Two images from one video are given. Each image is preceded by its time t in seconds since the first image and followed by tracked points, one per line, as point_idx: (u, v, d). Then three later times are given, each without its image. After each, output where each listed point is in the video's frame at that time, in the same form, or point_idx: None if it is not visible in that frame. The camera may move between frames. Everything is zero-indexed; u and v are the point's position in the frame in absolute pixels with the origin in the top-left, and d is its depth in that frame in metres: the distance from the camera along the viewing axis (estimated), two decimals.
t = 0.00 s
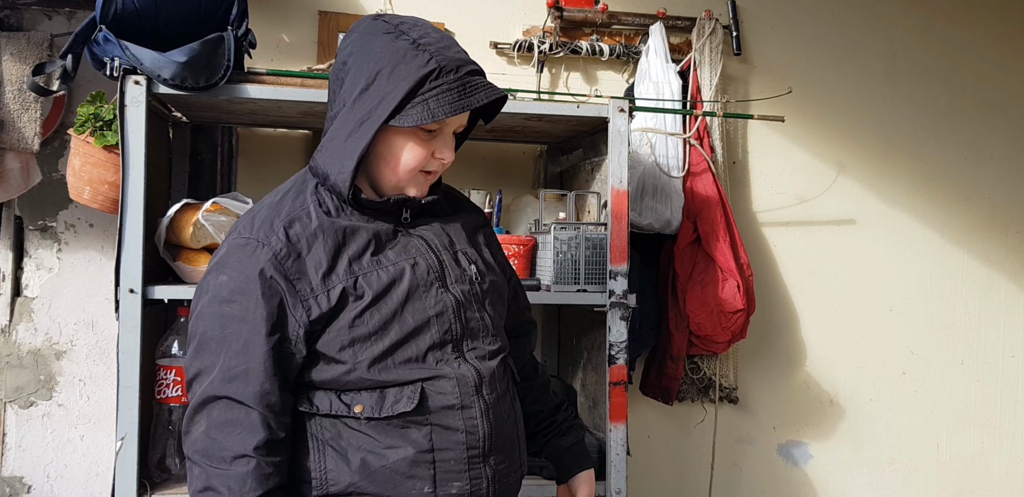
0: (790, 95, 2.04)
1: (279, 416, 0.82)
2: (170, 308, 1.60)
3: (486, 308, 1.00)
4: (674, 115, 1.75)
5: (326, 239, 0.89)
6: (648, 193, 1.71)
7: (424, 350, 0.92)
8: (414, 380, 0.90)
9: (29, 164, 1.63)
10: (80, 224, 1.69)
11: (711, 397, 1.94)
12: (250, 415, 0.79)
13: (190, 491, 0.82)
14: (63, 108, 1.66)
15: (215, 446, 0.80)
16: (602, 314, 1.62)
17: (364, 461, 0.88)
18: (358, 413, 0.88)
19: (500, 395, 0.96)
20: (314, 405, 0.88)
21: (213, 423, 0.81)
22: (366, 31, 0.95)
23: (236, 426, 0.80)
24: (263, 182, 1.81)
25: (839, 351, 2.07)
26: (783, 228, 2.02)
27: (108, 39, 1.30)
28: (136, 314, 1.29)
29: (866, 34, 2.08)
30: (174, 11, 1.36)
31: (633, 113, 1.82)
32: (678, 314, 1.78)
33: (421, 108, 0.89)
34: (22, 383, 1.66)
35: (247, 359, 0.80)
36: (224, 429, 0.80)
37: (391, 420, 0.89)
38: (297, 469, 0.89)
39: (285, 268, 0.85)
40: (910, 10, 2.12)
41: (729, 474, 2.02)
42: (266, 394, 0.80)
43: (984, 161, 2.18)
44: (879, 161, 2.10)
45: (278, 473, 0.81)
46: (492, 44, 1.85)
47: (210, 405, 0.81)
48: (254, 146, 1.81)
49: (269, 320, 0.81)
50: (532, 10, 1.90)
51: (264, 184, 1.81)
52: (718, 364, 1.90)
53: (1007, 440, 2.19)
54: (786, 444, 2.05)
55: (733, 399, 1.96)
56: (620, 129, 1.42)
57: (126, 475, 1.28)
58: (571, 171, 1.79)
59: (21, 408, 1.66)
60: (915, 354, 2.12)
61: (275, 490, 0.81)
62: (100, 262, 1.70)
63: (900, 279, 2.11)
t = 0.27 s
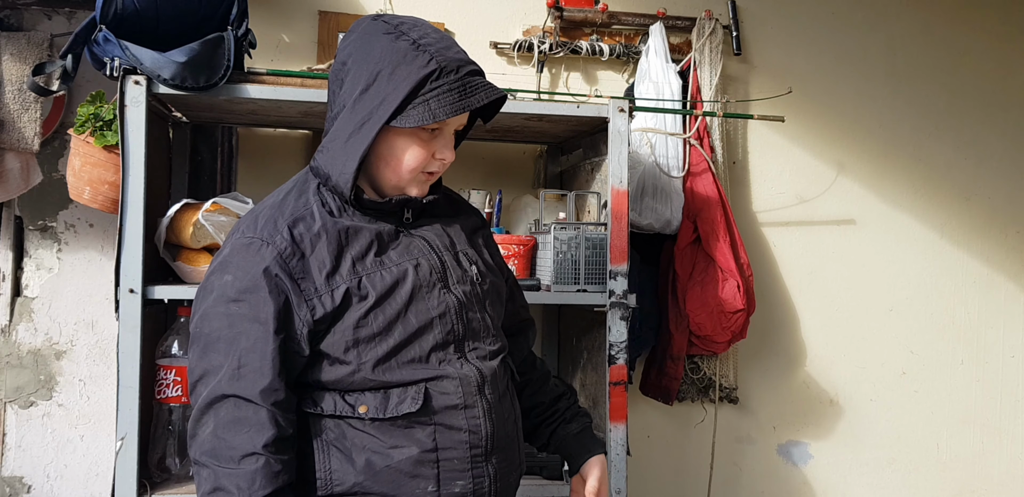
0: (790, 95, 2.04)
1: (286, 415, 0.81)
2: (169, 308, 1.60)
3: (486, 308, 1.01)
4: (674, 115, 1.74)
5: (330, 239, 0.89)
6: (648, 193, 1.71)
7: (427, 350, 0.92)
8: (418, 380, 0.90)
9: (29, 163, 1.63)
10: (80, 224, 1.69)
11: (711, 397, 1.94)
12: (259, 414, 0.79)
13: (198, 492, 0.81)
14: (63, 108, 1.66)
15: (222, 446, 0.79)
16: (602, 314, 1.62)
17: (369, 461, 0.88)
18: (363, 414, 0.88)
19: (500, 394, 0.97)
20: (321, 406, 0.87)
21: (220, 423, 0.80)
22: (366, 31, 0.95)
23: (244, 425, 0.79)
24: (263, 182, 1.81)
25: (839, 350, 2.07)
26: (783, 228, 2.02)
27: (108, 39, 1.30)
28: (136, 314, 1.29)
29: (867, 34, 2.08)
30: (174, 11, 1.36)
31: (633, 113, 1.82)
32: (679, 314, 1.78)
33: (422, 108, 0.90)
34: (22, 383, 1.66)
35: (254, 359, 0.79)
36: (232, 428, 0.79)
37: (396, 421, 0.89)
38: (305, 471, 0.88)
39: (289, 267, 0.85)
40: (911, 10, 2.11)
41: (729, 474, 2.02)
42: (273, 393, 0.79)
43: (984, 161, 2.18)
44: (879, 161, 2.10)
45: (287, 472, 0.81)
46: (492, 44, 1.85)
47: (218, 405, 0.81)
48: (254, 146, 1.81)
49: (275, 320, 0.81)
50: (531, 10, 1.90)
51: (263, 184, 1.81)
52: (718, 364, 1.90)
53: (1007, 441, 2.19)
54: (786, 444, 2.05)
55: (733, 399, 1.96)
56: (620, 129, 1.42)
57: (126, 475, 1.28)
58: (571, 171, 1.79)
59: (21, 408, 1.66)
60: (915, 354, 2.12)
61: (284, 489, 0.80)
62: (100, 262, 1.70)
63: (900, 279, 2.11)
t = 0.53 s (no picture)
0: (790, 95, 2.04)
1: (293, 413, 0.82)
2: (169, 308, 1.60)
3: (490, 306, 1.01)
4: (674, 115, 1.74)
5: (336, 237, 0.90)
6: (648, 193, 1.71)
7: (436, 349, 0.92)
8: (426, 379, 0.91)
9: (29, 163, 1.63)
10: (80, 224, 1.69)
11: (711, 397, 1.94)
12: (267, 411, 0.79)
13: (202, 490, 0.81)
14: (63, 108, 1.66)
15: (228, 442, 0.79)
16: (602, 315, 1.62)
17: (379, 460, 0.88)
18: (375, 415, 0.88)
19: (505, 394, 0.98)
20: (332, 407, 0.87)
21: (226, 420, 0.80)
22: (359, 25, 0.95)
23: (251, 422, 0.79)
24: (263, 182, 1.81)
25: (839, 350, 2.07)
26: (783, 228, 2.02)
27: (108, 39, 1.30)
28: (136, 314, 1.29)
29: (867, 34, 2.08)
30: (174, 11, 1.36)
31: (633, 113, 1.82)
32: (678, 315, 1.77)
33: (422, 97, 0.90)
34: (22, 383, 1.66)
35: (264, 356, 0.79)
36: (238, 425, 0.79)
37: (405, 421, 0.90)
38: (313, 469, 0.88)
39: (297, 264, 0.85)
40: (911, 10, 2.11)
41: (729, 474, 2.02)
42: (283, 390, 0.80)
43: (984, 161, 2.18)
44: (879, 161, 2.10)
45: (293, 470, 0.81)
46: (492, 44, 1.85)
47: (224, 402, 0.81)
48: (254, 147, 1.81)
49: (285, 316, 0.81)
50: (531, 10, 1.90)
51: (263, 184, 1.81)
52: (718, 364, 1.91)
53: (1006, 441, 2.19)
54: (786, 444, 2.05)
55: (733, 399, 1.96)
56: (620, 129, 1.42)
57: (126, 475, 1.28)
58: (571, 171, 1.79)
59: (21, 408, 1.66)
60: (915, 354, 2.12)
61: (286, 489, 0.80)
62: (100, 262, 1.70)
63: (900, 279, 2.11)
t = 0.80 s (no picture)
0: (790, 95, 2.04)
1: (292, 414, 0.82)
2: (170, 308, 1.60)
3: (486, 298, 0.98)
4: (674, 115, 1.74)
5: (326, 238, 0.89)
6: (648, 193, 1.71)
7: (432, 344, 0.91)
8: (423, 377, 0.90)
9: (29, 163, 1.63)
10: (80, 224, 1.69)
11: (711, 397, 1.94)
12: (269, 414, 0.79)
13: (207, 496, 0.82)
14: (63, 108, 1.66)
15: (229, 448, 0.80)
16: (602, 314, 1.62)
17: (380, 458, 0.89)
18: (373, 412, 0.88)
19: (504, 386, 0.97)
20: (330, 406, 0.88)
21: (226, 426, 0.81)
22: (340, 27, 0.94)
23: (250, 426, 0.80)
24: (263, 182, 1.81)
25: (839, 350, 2.07)
26: (783, 228, 2.02)
27: (108, 39, 1.30)
28: (136, 314, 1.29)
29: (867, 34, 2.08)
30: (174, 11, 1.36)
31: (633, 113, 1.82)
32: (679, 315, 1.78)
33: (406, 95, 0.89)
34: (22, 383, 1.66)
35: (257, 360, 0.80)
36: (238, 429, 0.80)
37: (405, 418, 0.90)
38: (314, 467, 0.89)
39: (287, 266, 0.85)
40: (911, 10, 2.11)
41: (729, 474, 2.02)
42: (280, 392, 0.80)
43: (984, 161, 2.18)
44: (879, 161, 2.10)
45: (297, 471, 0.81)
46: (492, 44, 1.85)
47: (223, 408, 0.81)
48: (254, 146, 1.81)
49: (277, 319, 0.81)
50: (532, 10, 1.90)
51: (263, 184, 1.81)
52: (718, 364, 1.91)
53: (1006, 441, 2.19)
54: (786, 444, 2.05)
55: (733, 399, 1.96)
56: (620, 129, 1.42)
57: (126, 475, 1.28)
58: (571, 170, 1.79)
59: (21, 408, 1.66)
60: (915, 354, 2.12)
61: (291, 489, 0.81)
62: (100, 262, 1.70)
63: (900, 279, 2.11)
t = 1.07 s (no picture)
0: (790, 95, 2.04)
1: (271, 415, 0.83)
2: (170, 308, 1.60)
3: (478, 298, 0.95)
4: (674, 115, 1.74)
5: (307, 242, 0.89)
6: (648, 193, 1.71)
7: (417, 348, 0.90)
8: (408, 380, 0.89)
9: (29, 164, 1.63)
10: (80, 224, 1.69)
11: (711, 397, 1.95)
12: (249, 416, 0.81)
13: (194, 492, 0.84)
14: (63, 108, 1.66)
15: (210, 449, 0.82)
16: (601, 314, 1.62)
17: (367, 460, 0.90)
18: (359, 414, 0.89)
19: (498, 387, 0.94)
20: (317, 406, 0.89)
21: (208, 427, 0.83)
22: (298, 36, 0.95)
23: (229, 428, 0.81)
24: (263, 182, 1.81)
25: (839, 350, 2.07)
26: (783, 228, 2.02)
27: (108, 39, 1.30)
28: (136, 314, 1.29)
29: (867, 34, 2.08)
30: (174, 11, 1.36)
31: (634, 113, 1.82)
32: (678, 315, 1.78)
33: (351, 85, 0.88)
34: (22, 383, 1.66)
35: (232, 365, 0.81)
36: (217, 432, 0.82)
37: (392, 420, 0.90)
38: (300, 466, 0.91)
39: (266, 271, 0.85)
40: (911, 10, 2.11)
41: (729, 474, 2.02)
42: (256, 395, 0.81)
43: (984, 161, 2.18)
44: (879, 161, 2.10)
45: (278, 473, 0.83)
46: (492, 44, 1.85)
47: (206, 410, 0.84)
48: (254, 146, 1.81)
49: (254, 323, 0.82)
50: (532, 10, 1.90)
51: (263, 184, 1.81)
52: (718, 364, 1.91)
53: (1006, 440, 2.19)
54: (786, 444, 2.05)
55: (734, 399, 1.97)
56: (620, 129, 1.42)
57: (126, 475, 1.28)
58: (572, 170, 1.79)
59: (21, 408, 1.66)
60: (915, 354, 2.12)
61: (272, 490, 0.82)
62: (100, 262, 1.70)
63: (900, 279, 2.11)
